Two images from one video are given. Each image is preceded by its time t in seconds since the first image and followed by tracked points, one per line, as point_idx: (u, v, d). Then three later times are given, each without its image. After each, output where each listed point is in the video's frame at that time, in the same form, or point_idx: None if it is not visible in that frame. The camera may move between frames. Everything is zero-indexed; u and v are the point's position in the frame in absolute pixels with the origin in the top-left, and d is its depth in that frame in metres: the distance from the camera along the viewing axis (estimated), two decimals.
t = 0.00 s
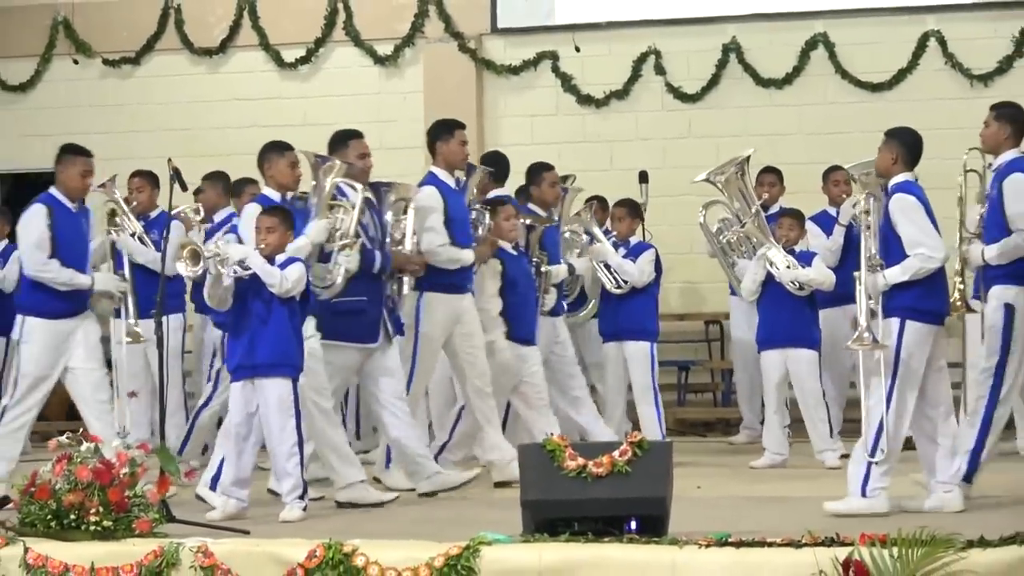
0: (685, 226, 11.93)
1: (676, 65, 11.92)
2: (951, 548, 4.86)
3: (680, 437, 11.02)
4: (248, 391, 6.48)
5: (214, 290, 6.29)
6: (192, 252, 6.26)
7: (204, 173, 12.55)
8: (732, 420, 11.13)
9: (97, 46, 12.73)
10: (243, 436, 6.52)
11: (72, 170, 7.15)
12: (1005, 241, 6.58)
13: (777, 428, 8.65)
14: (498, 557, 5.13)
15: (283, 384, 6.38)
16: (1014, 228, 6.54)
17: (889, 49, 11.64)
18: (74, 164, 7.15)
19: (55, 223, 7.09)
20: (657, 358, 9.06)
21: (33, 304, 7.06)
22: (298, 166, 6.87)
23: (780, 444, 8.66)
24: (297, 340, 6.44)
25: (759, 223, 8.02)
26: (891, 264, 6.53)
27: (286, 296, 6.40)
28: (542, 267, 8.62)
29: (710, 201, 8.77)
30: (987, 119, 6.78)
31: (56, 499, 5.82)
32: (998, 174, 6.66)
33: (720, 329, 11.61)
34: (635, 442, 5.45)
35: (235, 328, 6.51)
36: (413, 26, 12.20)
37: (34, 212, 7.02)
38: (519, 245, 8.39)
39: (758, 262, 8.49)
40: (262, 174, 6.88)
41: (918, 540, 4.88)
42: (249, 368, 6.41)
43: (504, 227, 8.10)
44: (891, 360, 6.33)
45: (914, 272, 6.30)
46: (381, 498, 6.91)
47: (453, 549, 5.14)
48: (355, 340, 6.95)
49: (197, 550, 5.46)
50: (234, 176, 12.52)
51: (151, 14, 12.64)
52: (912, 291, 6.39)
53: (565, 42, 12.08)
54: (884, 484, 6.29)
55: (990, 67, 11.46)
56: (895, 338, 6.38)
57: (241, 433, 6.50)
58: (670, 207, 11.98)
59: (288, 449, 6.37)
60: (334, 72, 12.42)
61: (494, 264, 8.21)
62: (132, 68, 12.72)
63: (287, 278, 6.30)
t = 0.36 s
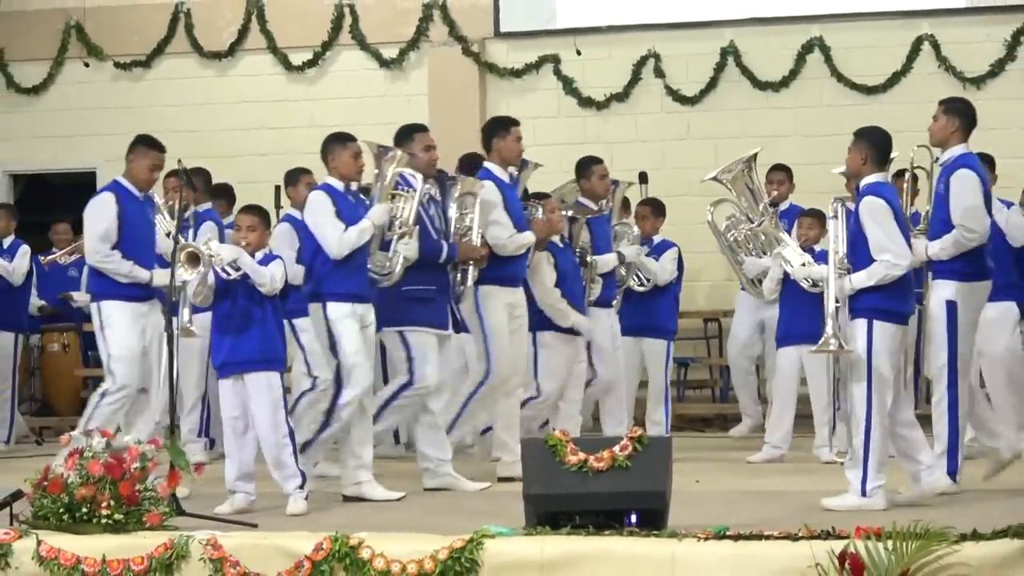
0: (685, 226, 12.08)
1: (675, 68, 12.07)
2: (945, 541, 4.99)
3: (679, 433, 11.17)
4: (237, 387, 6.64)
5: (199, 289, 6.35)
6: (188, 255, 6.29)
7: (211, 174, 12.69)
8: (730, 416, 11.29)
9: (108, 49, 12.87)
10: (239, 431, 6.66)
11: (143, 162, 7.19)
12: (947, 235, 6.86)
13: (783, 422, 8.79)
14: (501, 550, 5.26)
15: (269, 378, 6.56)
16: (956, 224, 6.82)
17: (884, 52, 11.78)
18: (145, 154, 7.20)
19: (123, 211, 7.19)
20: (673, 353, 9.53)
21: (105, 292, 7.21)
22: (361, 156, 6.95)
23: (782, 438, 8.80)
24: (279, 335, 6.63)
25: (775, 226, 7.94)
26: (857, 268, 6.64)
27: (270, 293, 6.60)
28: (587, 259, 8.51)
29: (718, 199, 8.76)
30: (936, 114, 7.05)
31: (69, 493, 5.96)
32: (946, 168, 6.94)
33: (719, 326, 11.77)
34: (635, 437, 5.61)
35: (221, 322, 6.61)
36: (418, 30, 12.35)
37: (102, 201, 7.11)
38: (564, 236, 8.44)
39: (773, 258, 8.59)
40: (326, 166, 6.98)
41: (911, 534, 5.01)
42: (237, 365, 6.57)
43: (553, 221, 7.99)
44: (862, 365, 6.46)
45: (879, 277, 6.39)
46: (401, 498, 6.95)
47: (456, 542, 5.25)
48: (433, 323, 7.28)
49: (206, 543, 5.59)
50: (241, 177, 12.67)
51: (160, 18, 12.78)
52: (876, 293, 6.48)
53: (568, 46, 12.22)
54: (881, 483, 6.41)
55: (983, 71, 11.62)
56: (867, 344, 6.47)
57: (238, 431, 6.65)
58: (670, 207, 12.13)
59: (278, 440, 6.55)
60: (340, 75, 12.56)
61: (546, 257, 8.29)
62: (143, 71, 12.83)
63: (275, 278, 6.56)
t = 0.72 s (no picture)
0: (693, 225, 12.08)
1: (683, 67, 12.08)
2: (953, 539, 4.99)
3: (687, 431, 11.18)
4: (242, 385, 6.66)
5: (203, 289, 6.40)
6: (198, 257, 6.29)
7: (219, 173, 12.70)
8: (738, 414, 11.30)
9: (118, 48, 12.90)
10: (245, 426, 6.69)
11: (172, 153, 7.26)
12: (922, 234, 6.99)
13: (797, 422, 8.79)
14: (509, 548, 5.27)
15: (273, 377, 6.59)
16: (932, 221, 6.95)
17: (892, 51, 11.78)
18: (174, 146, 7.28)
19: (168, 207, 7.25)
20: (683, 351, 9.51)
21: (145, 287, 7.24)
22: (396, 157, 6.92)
23: (797, 436, 8.80)
24: (281, 330, 6.71)
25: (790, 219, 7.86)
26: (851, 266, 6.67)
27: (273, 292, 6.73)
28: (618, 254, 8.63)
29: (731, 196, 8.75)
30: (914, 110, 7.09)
31: (78, 491, 5.98)
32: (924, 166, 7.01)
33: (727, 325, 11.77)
34: (642, 436, 5.61)
35: (228, 322, 6.68)
36: (427, 30, 12.35)
37: (147, 198, 7.17)
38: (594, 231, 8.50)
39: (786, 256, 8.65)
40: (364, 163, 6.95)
41: (919, 532, 5.00)
42: (242, 363, 6.59)
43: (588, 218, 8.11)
44: (858, 360, 6.50)
45: (873, 276, 6.40)
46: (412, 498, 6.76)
47: (465, 540, 5.25)
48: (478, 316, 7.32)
49: (215, 541, 5.60)
50: (250, 176, 12.68)
51: (170, 18, 12.81)
52: (870, 291, 6.49)
53: (577, 45, 12.23)
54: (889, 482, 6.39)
55: (991, 69, 11.62)
56: (863, 341, 6.49)
57: (244, 426, 6.69)
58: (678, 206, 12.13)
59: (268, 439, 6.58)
60: (348, 75, 12.58)
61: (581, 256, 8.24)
62: (152, 70, 12.86)
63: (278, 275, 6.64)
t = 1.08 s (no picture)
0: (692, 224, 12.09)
1: (682, 67, 12.08)
2: (952, 538, 5.00)
3: (686, 430, 11.19)
4: (247, 386, 6.68)
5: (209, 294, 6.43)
6: (206, 261, 6.30)
7: (218, 172, 12.70)
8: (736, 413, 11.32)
9: (117, 48, 12.90)
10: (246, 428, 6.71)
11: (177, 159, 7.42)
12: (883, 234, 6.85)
13: (790, 424, 8.80)
14: (508, 547, 5.27)
15: (278, 377, 6.61)
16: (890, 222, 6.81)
17: (891, 51, 11.78)
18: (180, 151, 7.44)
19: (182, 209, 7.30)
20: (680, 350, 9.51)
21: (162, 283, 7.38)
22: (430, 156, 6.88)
23: (789, 437, 8.79)
24: (286, 334, 6.74)
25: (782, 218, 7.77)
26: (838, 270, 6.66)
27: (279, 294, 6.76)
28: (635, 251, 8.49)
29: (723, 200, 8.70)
30: (896, 116, 7.09)
31: (77, 491, 5.99)
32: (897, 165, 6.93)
33: (725, 325, 11.79)
34: (641, 434, 5.63)
35: (232, 328, 6.70)
36: (425, 29, 12.36)
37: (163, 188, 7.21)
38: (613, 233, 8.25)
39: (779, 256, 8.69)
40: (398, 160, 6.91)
41: (918, 531, 5.01)
42: (245, 364, 6.63)
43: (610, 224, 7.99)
44: (845, 359, 6.51)
45: (860, 278, 6.40)
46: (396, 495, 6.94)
47: (464, 539, 5.26)
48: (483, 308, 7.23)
49: (214, 541, 5.60)
50: (248, 176, 12.68)
51: (169, 17, 12.81)
52: (858, 293, 6.51)
53: (575, 44, 12.23)
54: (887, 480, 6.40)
55: (989, 69, 11.63)
56: (851, 343, 6.51)
57: (243, 423, 6.70)
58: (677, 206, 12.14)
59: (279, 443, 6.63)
60: (347, 74, 12.57)
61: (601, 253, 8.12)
62: (151, 69, 12.87)
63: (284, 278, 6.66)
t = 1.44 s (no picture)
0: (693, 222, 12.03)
1: (683, 64, 12.01)
2: (956, 540, 4.94)
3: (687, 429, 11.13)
4: (260, 385, 6.56)
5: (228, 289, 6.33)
6: (221, 255, 6.23)
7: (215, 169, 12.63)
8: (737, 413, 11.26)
9: (114, 44, 12.83)
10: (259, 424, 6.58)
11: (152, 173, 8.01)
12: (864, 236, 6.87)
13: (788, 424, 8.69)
14: (509, 548, 5.21)
15: (290, 377, 6.52)
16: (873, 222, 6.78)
17: (895, 48, 11.70)
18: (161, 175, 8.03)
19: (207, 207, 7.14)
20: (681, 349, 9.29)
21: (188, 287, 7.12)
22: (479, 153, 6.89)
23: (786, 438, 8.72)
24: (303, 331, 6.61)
25: (760, 216, 7.69)
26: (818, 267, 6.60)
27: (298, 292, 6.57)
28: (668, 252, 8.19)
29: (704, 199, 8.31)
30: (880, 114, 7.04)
31: (72, 492, 5.93)
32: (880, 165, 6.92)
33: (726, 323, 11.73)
34: (642, 435, 5.55)
35: (250, 320, 6.55)
36: (424, 25, 12.29)
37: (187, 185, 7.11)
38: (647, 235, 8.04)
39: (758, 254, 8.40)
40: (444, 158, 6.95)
41: (922, 533, 4.94)
42: (262, 362, 6.49)
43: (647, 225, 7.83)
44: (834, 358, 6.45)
45: (841, 273, 6.36)
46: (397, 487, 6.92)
47: (464, 541, 5.19)
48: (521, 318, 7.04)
49: (211, 542, 5.55)
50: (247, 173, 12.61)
51: (167, 13, 12.74)
52: (842, 290, 6.44)
53: (575, 41, 12.16)
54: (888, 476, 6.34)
55: (994, 66, 11.55)
56: (835, 341, 6.45)
57: (255, 424, 6.57)
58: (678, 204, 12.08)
59: (296, 442, 6.51)
60: (347, 71, 12.51)
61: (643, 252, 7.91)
62: (148, 66, 12.80)
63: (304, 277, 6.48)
